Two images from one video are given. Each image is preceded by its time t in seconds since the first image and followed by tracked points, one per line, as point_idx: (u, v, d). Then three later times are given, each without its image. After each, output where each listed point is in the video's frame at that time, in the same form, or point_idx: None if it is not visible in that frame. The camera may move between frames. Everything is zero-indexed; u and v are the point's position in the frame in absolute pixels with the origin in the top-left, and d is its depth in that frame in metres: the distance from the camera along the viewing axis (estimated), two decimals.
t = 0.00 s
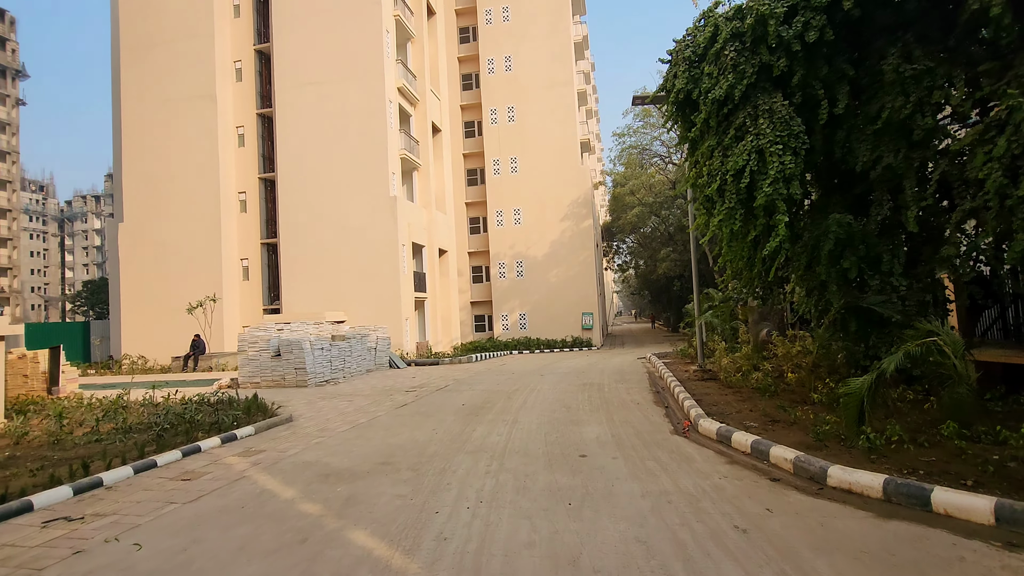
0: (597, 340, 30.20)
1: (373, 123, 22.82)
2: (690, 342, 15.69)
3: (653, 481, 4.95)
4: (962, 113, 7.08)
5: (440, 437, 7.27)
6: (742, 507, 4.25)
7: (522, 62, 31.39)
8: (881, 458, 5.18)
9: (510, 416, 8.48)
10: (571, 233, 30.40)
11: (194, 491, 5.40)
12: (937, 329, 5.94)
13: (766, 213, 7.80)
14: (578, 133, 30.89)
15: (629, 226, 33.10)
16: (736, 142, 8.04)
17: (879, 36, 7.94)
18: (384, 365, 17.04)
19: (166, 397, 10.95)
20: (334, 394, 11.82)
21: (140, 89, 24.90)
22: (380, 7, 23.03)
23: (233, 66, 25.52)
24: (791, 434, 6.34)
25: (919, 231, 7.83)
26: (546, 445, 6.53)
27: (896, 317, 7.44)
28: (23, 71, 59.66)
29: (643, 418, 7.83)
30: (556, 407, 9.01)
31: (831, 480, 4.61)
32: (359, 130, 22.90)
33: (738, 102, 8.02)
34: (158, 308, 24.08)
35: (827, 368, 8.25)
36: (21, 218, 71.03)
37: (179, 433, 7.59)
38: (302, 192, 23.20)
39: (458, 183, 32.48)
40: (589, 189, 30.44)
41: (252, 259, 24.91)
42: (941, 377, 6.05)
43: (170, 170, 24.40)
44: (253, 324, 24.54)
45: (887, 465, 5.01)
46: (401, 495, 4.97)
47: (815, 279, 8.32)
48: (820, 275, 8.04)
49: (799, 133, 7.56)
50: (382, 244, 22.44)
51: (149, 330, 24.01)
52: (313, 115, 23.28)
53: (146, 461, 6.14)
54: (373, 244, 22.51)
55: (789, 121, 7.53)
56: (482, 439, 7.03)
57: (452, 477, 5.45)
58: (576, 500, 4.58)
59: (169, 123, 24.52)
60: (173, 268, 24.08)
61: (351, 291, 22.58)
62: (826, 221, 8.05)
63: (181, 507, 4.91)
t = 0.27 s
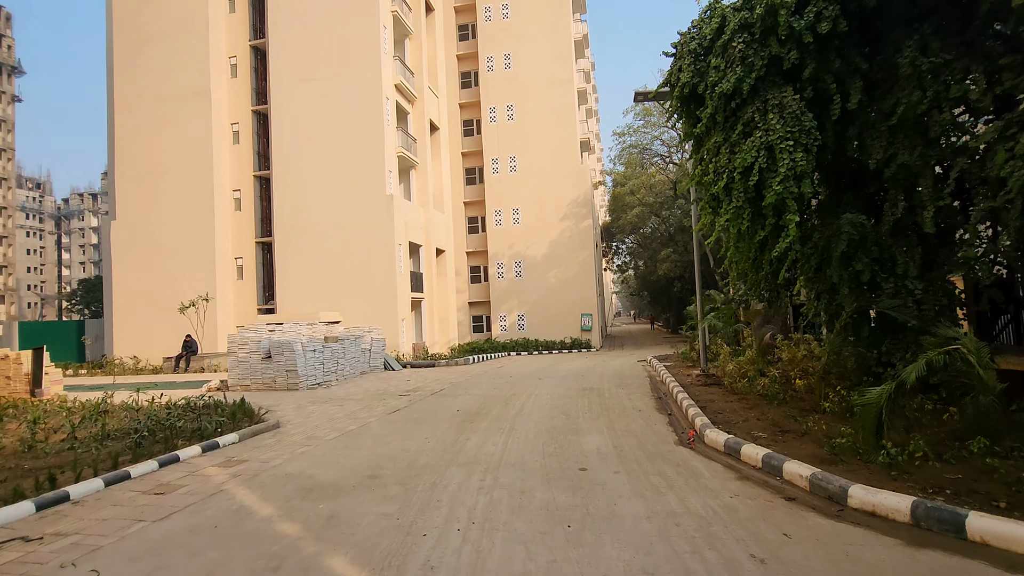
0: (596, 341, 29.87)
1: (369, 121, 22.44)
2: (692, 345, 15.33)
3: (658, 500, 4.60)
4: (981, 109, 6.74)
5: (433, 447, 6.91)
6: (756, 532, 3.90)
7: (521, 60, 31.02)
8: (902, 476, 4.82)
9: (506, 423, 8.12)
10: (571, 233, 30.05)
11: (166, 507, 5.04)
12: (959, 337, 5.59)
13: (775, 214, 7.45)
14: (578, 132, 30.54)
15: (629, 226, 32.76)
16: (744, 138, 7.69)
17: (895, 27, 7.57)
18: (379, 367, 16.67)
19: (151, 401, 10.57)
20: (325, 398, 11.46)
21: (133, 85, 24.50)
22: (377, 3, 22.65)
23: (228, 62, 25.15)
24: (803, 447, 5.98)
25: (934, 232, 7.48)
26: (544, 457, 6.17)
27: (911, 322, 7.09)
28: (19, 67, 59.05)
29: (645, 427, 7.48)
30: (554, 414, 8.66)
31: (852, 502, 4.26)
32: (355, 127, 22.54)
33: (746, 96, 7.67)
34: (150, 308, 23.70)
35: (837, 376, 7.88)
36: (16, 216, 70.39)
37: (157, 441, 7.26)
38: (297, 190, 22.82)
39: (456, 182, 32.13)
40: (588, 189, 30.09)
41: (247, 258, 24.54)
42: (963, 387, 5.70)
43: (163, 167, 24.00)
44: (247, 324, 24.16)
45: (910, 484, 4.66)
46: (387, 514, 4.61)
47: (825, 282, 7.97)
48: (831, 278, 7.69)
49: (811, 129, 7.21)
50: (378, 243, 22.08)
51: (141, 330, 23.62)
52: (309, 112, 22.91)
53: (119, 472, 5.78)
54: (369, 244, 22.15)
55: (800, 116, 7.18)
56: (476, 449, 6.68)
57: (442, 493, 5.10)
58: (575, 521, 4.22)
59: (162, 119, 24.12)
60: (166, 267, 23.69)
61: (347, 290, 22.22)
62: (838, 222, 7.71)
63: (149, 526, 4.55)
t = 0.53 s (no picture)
0: (591, 343, 29.60)
1: (362, 118, 22.08)
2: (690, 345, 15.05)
3: (662, 511, 4.28)
4: (993, 101, 6.49)
5: (422, 452, 6.57)
6: (771, 549, 3.58)
7: (517, 58, 30.73)
8: (920, 486, 4.54)
9: (500, 427, 7.79)
10: (566, 233, 29.76)
11: (131, 520, 4.66)
12: (976, 337, 5.32)
13: (779, 209, 7.17)
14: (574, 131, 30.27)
15: (625, 227, 32.51)
16: (748, 131, 7.40)
17: (903, 17, 7.31)
18: (370, 369, 16.31)
19: (130, 403, 10.16)
20: (313, 400, 11.08)
21: (120, 80, 24.01)
22: None
23: (218, 57, 24.71)
24: (813, 452, 5.69)
25: (943, 230, 7.23)
26: (539, 463, 5.84)
27: (921, 323, 6.83)
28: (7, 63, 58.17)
29: (644, 431, 7.17)
30: (550, 417, 8.34)
31: (872, 514, 3.97)
32: (348, 124, 22.16)
33: (750, 87, 7.38)
34: (136, 307, 23.21)
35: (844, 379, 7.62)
36: (4, 214, 69.35)
37: (131, 446, 6.91)
38: (288, 188, 22.41)
39: (450, 182, 31.79)
40: (584, 188, 29.83)
41: (236, 257, 24.10)
42: (980, 391, 5.43)
43: (151, 164, 23.52)
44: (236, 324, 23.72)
45: (930, 494, 4.37)
46: (370, 527, 4.26)
47: (830, 281, 7.69)
48: (836, 277, 7.42)
49: (817, 122, 6.94)
50: (371, 242, 21.71)
51: (127, 330, 23.12)
52: (300, 109, 22.52)
53: (86, 480, 5.42)
54: (361, 243, 21.78)
55: (806, 108, 6.90)
56: (468, 454, 6.34)
57: (430, 503, 4.76)
58: (575, 536, 3.89)
59: (149, 115, 23.65)
60: (153, 266, 23.21)
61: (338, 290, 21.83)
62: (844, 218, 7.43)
63: (110, 542, 4.17)
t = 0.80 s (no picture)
0: (586, 345, 29.33)
1: (353, 117, 21.71)
2: (688, 348, 14.77)
3: (666, 532, 3.97)
4: (1004, 95, 6.25)
5: (411, 463, 6.24)
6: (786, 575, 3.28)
7: (511, 58, 30.46)
8: (939, 501, 4.25)
9: (493, 436, 7.46)
10: (561, 234, 29.47)
11: (91, 543, 4.30)
12: (993, 341, 5.04)
13: (782, 208, 6.90)
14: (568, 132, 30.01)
15: (621, 228, 32.27)
16: (750, 128, 7.12)
17: (910, 10, 7.06)
18: (361, 373, 15.94)
19: (108, 411, 9.76)
20: (299, 407, 10.71)
21: (106, 78, 23.54)
22: None
23: (206, 55, 24.29)
24: (822, 464, 5.39)
25: (951, 230, 6.97)
26: (533, 476, 5.52)
27: (930, 326, 6.54)
28: None
29: (643, 439, 6.87)
30: (546, 424, 8.02)
31: (893, 535, 3.68)
32: (339, 124, 21.79)
33: (752, 82, 7.11)
34: (122, 310, 22.72)
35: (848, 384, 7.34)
36: None
37: (101, 459, 6.55)
38: (278, 189, 22.01)
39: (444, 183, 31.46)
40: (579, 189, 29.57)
41: (225, 258, 23.66)
42: (997, 398, 5.16)
43: (137, 164, 23.05)
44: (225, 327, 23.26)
45: (951, 511, 4.09)
46: (350, 551, 3.92)
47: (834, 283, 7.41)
48: (841, 279, 7.13)
49: (822, 117, 6.67)
50: (362, 243, 21.33)
51: (113, 334, 22.61)
52: (290, 108, 22.13)
53: (47, 498, 5.07)
54: (352, 244, 21.39)
55: (811, 103, 6.63)
56: (458, 467, 6.01)
57: (417, 522, 4.43)
58: (573, 561, 3.57)
59: (136, 114, 23.18)
60: (140, 268, 22.72)
61: (329, 292, 21.43)
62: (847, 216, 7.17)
63: (65, 569, 3.81)
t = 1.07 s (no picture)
0: (585, 348, 29.03)
1: (348, 118, 21.43)
2: (688, 352, 14.47)
3: (669, 552, 3.66)
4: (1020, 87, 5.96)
5: (399, 474, 5.93)
6: None
7: (508, 59, 30.22)
8: (964, 518, 3.95)
9: (486, 443, 7.15)
10: (559, 236, 29.19)
11: (48, 564, 3.98)
12: (1015, 344, 4.74)
13: (788, 206, 6.61)
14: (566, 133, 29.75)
15: (620, 230, 31.99)
16: (755, 122, 6.84)
17: None
18: (355, 377, 15.61)
19: (89, 417, 9.42)
20: (289, 412, 10.39)
21: (98, 79, 23.25)
22: None
23: (200, 55, 24.01)
24: (834, 475, 5.08)
25: (964, 228, 6.68)
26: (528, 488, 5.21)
27: (943, 328, 6.23)
28: None
29: (644, 447, 6.56)
30: (543, 431, 7.71)
31: (917, 555, 3.38)
32: (333, 124, 21.50)
33: (756, 74, 6.82)
34: (113, 313, 22.37)
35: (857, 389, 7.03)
36: None
37: (72, 469, 6.22)
38: (272, 190, 21.71)
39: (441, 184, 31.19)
40: (577, 191, 29.30)
41: (219, 260, 23.32)
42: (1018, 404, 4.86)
43: (129, 165, 22.74)
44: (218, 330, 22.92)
45: (977, 528, 3.78)
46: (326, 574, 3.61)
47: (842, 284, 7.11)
48: (849, 280, 6.83)
49: (829, 110, 6.38)
50: (357, 245, 21.03)
51: (103, 337, 22.27)
52: (284, 108, 21.84)
53: (7, 513, 4.75)
54: (347, 246, 21.08)
55: (818, 95, 6.34)
56: (449, 477, 5.71)
57: (401, 541, 4.11)
58: None
59: (128, 114, 22.88)
60: (131, 270, 22.38)
61: (323, 295, 21.11)
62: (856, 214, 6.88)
63: None
